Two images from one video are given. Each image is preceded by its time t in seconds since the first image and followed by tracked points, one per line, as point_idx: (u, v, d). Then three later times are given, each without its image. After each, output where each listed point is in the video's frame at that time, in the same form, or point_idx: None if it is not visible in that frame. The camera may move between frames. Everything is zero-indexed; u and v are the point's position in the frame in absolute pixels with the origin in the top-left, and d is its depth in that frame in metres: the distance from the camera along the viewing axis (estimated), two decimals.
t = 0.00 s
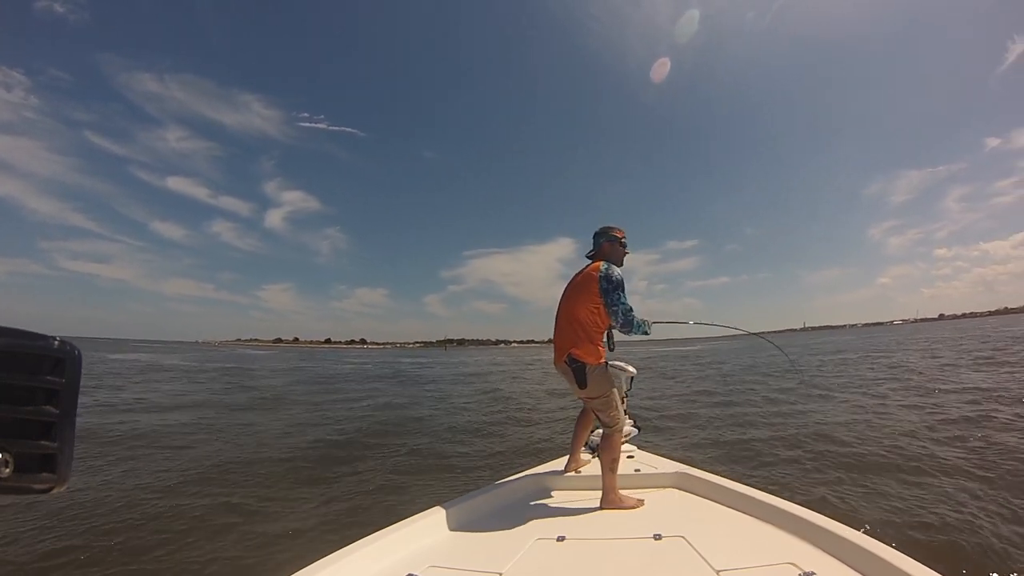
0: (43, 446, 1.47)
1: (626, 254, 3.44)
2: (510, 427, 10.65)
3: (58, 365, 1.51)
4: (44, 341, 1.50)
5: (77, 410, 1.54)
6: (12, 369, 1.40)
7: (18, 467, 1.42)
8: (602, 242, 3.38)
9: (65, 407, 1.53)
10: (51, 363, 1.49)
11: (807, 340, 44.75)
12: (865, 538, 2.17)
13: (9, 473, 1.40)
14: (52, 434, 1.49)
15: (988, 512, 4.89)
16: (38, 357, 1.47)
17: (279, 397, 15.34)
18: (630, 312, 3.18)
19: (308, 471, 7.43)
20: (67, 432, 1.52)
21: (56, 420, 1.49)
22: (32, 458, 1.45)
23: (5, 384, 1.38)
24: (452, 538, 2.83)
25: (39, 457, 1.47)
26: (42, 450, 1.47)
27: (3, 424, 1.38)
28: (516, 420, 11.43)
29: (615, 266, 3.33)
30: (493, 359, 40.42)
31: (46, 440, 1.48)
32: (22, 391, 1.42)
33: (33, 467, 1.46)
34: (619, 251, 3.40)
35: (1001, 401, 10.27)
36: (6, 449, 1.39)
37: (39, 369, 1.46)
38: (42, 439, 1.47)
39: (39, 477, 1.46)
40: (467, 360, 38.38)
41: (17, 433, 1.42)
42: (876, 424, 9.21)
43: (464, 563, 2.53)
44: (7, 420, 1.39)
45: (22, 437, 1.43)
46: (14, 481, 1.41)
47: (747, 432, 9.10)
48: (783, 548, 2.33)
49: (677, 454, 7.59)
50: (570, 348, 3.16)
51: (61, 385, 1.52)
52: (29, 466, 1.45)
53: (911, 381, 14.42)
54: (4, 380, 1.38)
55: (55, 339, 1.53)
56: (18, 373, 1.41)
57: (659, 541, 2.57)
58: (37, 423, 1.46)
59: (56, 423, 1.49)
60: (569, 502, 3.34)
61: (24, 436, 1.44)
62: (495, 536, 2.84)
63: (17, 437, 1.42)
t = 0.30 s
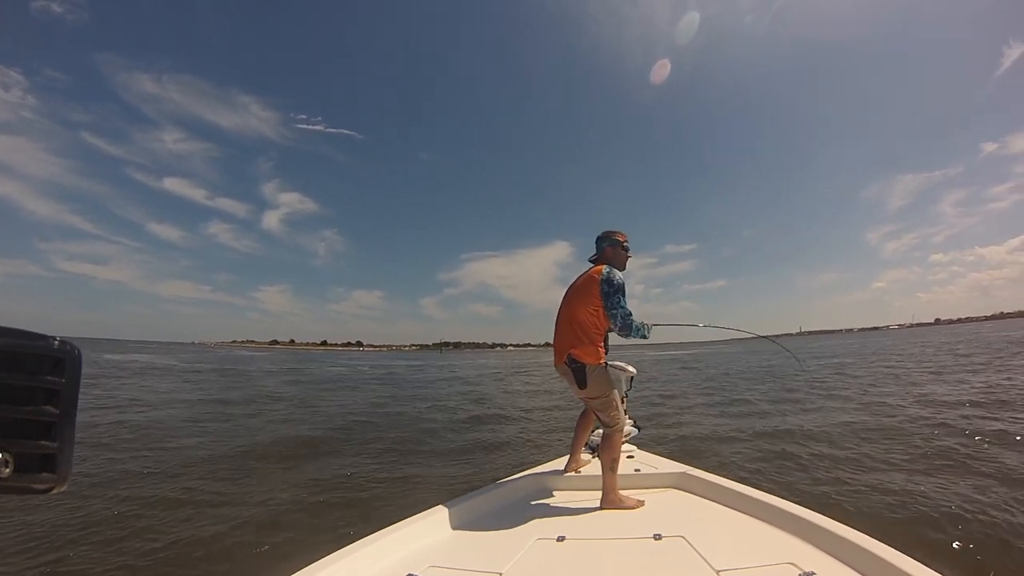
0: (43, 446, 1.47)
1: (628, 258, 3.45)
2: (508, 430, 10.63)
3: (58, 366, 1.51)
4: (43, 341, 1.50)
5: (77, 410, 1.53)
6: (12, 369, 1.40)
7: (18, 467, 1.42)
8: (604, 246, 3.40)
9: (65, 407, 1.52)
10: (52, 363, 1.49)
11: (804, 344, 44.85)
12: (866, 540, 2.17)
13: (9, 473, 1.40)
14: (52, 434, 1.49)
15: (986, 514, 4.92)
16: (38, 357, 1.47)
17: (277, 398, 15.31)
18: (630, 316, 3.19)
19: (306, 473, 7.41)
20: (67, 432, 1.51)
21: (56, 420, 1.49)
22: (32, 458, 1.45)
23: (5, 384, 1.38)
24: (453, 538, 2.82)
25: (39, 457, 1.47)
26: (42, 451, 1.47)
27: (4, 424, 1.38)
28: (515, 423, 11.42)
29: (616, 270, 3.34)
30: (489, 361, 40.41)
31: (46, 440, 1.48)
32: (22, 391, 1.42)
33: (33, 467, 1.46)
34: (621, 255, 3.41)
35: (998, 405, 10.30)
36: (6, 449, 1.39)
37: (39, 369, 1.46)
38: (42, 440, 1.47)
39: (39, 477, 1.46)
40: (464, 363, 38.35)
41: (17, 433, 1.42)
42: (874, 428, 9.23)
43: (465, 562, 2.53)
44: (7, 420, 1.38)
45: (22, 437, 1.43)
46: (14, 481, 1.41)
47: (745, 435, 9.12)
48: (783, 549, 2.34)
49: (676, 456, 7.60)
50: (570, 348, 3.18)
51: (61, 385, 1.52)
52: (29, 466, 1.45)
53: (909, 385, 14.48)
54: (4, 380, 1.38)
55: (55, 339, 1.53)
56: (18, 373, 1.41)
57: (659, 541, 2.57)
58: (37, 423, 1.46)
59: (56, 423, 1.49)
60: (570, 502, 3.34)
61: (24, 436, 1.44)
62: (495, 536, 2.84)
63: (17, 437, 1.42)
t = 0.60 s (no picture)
0: (43, 446, 1.46)
1: (640, 262, 3.46)
2: (506, 433, 10.60)
3: (58, 365, 1.51)
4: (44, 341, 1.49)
5: (77, 410, 1.53)
6: (12, 369, 1.40)
7: (18, 467, 1.42)
8: (617, 249, 3.40)
9: (65, 407, 1.52)
10: (51, 363, 1.49)
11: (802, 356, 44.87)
12: (866, 539, 2.16)
13: (9, 473, 1.40)
14: (51, 434, 1.49)
15: (983, 530, 4.91)
16: (38, 357, 1.47)
17: (273, 394, 15.26)
18: (639, 318, 3.20)
19: (302, 470, 7.39)
20: (67, 432, 1.51)
21: (56, 420, 1.49)
22: (32, 458, 1.45)
23: (4, 384, 1.37)
24: (453, 538, 2.81)
25: (39, 457, 1.46)
26: (42, 451, 1.46)
27: (3, 424, 1.37)
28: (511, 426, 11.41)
29: (628, 273, 3.35)
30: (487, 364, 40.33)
31: (46, 440, 1.47)
32: (22, 391, 1.42)
33: (33, 467, 1.45)
34: (634, 259, 3.42)
35: (997, 421, 10.28)
36: (6, 449, 1.39)
37: (39, 369, 1.46)
38: (42, 439, 1.47)
39: (39, 477, 1.46)
40: (461, 365, 38.29)
41: (17, 433, 1.41)
42: (873, 441, 9.21)
43: (466, 562, 2.52)
44: (7, 420, 1.38)
45: (22, 437, 1.42)
46: (14, 481, 1.41)
47: (743, 444, 9.11)
48: (783, 549, 2.33)
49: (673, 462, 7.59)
50: (578, 346, 3.18)
51: (61, 384, 1.51)
52: (29, 466, 1.44)
53: (907, 400, 14.49)
54: (3, 380, 1.37)
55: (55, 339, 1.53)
56: (19, 372, 1.41)
57: (659, 541, 2.56)
58: (37, 423, 1.45)
59: (56, 422, 1.49)
60: (570, 502, 3.33)
61: (24, 436, 1.43)
62: (496, 536, 2.83)
63: (16, 437, 1.41)
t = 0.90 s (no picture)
0: (43, 446, 1.47)
1: (642, 261, 3.48)
2: (502, 433, 10.61)
3: (58, 365, 1.51)
4: (44, 341, 1.49)
5: (77, 410, 1.53)
6: (12, 369, 1.40)
7: (18, 467, 1.43)
8: (620, 249, 3.42)
9: (65, 407, 1.52)
10: (52, 362, 1.50)
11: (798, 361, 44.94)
12: (866, 540, 2.17)
13: (9, 473, 1.40)
14: (51, 434, 1.49)
15: (976, 539, 4.94)
16: (38, 357, 1.47)
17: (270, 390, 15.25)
18: (643, 316, 3.22)
19: (298, 466, 7.39)
20: (67, 432, 1.51)
21: (56, 420, 1.49)
22: (32, 458, 1.45)
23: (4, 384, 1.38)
24: (452, 538, 2.82)
25: (39, 457, 1.47)
26: (42, 450, 1.47)
27: (3, 424, 1.37)
28: (508, 426, 11.42)
29: (631, 272, 3.37)
30: (484, 364, 40.36)
31: (46, 440, 1.48)
32: (22, 391, 1.42)
33: (33, 467, 1.46)
34: (636, 258, 3.43)
35: (993, 430, 10.33)
36: (6, 449, 1.39)
37: (40, 369, 1.46)
38: (42, 439, 1.47)
39: (39, 477, 1.46)
40: (458, 364, 38.27)
41: (16, 433, 1.41)
42: (869, 448, 9.23)
43: (468, 562, 2.53)
44: (7, 420, 1.38)
45: (21, 437, 1.43)
46: (14, 481, 1.41)
47: (738, 449, 9.13)
48: (783, 549, 2.34)
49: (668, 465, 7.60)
50: (582, 345, 3.19)
51: (61, 384, 1.52)
52: (28, 466, 1.45)
53: (902, 407, 14.56)
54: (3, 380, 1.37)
55: (54, 339, 1.54)
56: (20, 370, 1.41)
57: (659, 541, 2.58)
58: (37, 423, 1.45)
59: (56, 422, 1.49)
60: (570, 502, 3.34)
61: (24, 436, 1.44)
62: (495, 537, 2.84)
63: (16, 437, 1.41)
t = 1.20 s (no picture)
0: (43, 446, 1.45)
1: (631, 256, 3.46)
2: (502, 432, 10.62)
3: (58, 365, 1.49)
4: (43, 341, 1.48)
5: (77, 410, 1.51)
6: (12, 368, 1.39)
7: (18, 467, 1.40)
8: (608, 247, 3.41)
9: (64, 406, 1.50)
10: (52, 362, 1.48)
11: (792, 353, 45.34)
12: (866, 540, 2.18)
13: (9, 473, 1.38)
14: (52, 433, 1.47)
15: (974, 529, 4.95)
16: (38, 357, 1.45)
17: (267, 394, 15.20)
18: (636, 312, 3.21)
19: (297, 470, 7.36)
20: (66, 432, 1.49)
21: (57, 420, 1.47)
22: (33, 458, 1.43)
23: (4, 384, 1.36)
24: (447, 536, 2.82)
25: (40, 457, 1.45)
26: (42, 451, 1.45)
27: (3, 424, 1.35)
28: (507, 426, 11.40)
29: (621, 269, 3.36)
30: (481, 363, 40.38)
31: (46, 440, 1.46)
32: (23, 391, 1.40)
33: (33, 467, 1.44)
34: (625, 254, 3.42)
35: (988, 418, 10.43)
36: (6, 449, 1.37)
37: (40, 369, 1.44)
38: (42, 439, 1.46)
39: (39, 477, 1.44)
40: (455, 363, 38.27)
41: (16, 433, 1.40)
42: (867, 438, 9.30)
43: (468, 561, 2.53)
44: (8, 419, 1.37)
45: (21, 437, 1.41)
46: (14, 481, 1.39)
47: (737, 442, 9.15)
48: (783, 549, 2.35)
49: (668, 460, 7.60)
50: (578, 347, 3.19)
51: (61, 385, 1.50)
52: (29, 466, 1.43)
53: (898, 397, 14.64)
54: (3, 380, 1.35)
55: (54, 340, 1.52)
56: (20, 369, 1.40)
57: (659, 541, 2.57)
58: (37, 423, 1.44)
59: (55, 422, 1.48)
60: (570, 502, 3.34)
61: (24, 436, 1.42)
62: (493, 536, 2.85)
63: (16, 437, 1.40)
